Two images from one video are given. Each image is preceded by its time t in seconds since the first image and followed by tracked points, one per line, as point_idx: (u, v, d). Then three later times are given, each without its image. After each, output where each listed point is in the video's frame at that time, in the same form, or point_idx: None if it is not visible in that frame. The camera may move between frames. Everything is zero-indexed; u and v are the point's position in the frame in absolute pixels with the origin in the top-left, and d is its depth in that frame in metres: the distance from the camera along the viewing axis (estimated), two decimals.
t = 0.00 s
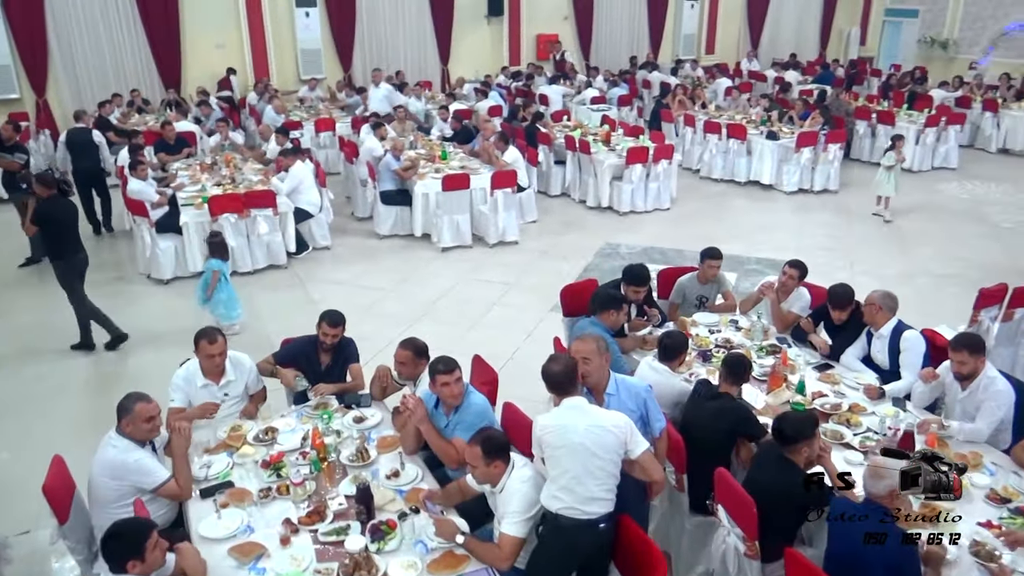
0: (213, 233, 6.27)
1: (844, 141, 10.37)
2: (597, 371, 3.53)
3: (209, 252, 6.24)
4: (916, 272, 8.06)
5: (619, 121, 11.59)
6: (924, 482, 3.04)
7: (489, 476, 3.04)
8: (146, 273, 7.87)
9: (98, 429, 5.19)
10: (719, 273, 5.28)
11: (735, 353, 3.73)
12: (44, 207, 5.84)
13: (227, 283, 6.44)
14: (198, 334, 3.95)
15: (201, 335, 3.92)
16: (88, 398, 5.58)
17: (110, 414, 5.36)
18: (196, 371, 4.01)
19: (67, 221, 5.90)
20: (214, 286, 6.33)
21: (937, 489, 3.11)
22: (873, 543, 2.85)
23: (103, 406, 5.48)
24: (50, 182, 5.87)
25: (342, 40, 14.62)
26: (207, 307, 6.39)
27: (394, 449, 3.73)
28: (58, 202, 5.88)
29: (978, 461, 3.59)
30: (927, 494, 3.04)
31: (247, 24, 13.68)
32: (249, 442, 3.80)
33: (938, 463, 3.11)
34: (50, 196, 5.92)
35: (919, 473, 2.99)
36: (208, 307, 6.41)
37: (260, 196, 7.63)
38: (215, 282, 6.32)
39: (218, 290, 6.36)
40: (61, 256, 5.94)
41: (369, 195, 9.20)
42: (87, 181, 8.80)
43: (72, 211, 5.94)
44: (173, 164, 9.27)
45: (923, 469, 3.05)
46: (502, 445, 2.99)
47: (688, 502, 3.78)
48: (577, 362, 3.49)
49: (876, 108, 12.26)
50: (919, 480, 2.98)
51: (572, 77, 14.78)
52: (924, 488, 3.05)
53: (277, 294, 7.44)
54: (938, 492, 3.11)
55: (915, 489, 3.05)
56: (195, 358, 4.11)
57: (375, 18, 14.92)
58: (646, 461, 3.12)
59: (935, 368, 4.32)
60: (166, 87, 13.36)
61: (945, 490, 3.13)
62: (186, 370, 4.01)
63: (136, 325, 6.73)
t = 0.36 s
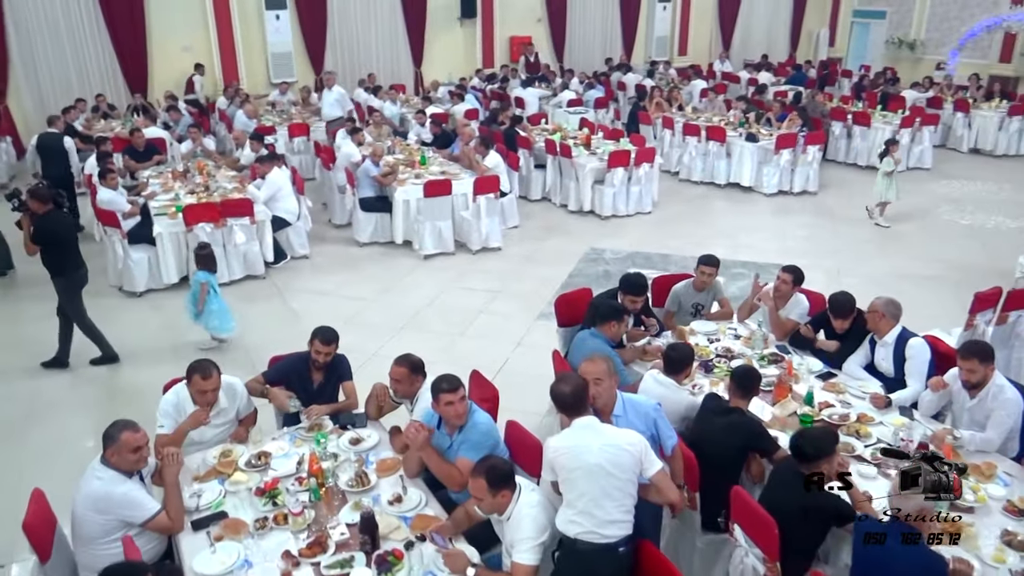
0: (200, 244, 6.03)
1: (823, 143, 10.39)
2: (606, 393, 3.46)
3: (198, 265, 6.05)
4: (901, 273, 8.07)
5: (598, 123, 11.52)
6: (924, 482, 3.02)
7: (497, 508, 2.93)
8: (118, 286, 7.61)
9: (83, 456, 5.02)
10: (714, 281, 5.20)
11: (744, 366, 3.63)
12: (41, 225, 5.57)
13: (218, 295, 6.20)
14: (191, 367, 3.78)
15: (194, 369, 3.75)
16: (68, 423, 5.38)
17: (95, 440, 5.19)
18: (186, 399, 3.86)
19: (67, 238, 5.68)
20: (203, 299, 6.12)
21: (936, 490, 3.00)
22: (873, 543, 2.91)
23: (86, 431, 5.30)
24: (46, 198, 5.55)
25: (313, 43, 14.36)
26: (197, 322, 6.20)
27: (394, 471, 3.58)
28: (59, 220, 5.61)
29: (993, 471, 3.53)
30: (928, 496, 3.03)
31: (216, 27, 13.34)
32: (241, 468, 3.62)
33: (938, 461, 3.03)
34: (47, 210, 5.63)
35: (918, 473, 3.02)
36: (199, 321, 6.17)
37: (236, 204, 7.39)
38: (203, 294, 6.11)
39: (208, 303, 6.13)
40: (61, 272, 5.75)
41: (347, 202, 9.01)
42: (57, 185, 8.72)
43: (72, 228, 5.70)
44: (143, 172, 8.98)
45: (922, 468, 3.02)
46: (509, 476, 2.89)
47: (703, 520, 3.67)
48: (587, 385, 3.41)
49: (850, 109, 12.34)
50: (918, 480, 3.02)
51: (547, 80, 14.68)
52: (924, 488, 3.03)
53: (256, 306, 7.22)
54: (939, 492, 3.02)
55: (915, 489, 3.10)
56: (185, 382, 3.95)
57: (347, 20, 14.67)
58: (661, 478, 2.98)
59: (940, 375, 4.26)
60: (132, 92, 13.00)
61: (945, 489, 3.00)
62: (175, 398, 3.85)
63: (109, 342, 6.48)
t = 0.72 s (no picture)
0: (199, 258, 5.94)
1: (801, 144, 10.41)
2: (624, 415, 3.42)
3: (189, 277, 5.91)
4: (885, 275, 8.08)
5: (576, 126, 11.43)
6: (924, 482, 3.13)
7: (508, 540, 2.81)
8: (88, 299, 7.33)
9: (56, 482, 4.78)
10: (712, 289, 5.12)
11: (754, 379, 3.54)
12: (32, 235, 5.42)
13: (207, 309, 6.04)
14: (178, 393, 3.61)
15: (184, 396, 3.58)
16: (40, 448, 5.13)
17: (68, 464, 4.96)
18: (173, 425, 3.69)
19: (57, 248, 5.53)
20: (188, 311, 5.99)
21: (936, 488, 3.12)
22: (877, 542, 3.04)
23: (60, 455, 5.07)
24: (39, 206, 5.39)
25: (283, 46, 14.08)
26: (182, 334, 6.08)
27: (396, 498, 3.42)
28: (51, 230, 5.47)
29: (1008, 482, 3.47)
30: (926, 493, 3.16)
31: (183, 29, 12.99)
32: (234, 498, 3.43)
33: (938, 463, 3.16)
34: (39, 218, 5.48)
35: (920, 473, 3.15)
36: (184, 334, 6.03)
37: (212, 214, 7.17)
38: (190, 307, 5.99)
39: (190, 316, 5.99)
40: (51, 282, 5.59)
41: (326, 209, 8.81)
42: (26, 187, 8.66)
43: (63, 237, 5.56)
44: (111, 181, 8.69)
45: (923, 469, 3.15)
46: (520, 508, 2.77)
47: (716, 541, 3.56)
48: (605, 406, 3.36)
49: (826, 110, 12.39)
50: (919, 481, 3.15)
51: (522, 82, 14.57)
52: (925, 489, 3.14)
53: (235, 318, 6.99)
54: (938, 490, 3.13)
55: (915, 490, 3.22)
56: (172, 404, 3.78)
57: (317, 22, 14.40)
58: (681, 505, 2.86)
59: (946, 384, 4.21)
60: (97, 98, 12.62)
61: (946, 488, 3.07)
62: (161, 424, 3.69)
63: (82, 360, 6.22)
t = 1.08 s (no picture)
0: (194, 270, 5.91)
1: (780, 146, 10.42)
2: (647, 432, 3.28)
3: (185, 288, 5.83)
4: (871, 276, 8.08)
5: (554, 130, 11.33)
6: (924, 482, 3.38)
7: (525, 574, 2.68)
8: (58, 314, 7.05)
9: (31, 510, 4.54)
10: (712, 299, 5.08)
11: (766, 394, 3.45)
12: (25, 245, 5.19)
13: (198, 323, 5.86)
14: (161, 417, 3.43)
15: (166, 421, 3.40)
16: (12, 474, 4.88)
17: (43, 491, 4.72)
18: (155, 453, 3.52)
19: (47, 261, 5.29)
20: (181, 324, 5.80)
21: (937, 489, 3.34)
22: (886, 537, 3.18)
23: (33, 481, 4.82)
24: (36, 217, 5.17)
25: (252, 48, 13.78)
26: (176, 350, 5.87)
27: (400, 526, 3.26)
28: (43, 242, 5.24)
29: None
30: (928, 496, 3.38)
31: (149, 33, 12.64)
32: (228, 531, 3.25)
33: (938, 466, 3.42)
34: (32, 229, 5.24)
35: (919, 473, 3.38)
36: (175, 347, 5.83)
37: (187, 225, 6.94)
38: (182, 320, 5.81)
39: (182, 329, 5.79)
40: (36, 295, 5.34)
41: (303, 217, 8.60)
42: None
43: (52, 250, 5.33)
44: (78, 190, 8.39)
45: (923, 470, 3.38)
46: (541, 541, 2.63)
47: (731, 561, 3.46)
48: (632, 422, 3.21)
49: (802, 111, 12.44)
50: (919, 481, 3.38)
51: (497, 84, 14.42)
52: (925, 489, 3.38)
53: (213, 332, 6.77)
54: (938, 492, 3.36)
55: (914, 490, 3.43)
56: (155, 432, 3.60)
57: (287, 24, 14.12)
58: (706, 543, 2.74)
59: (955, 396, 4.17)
60: (59, 103, 12.24)
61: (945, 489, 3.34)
62: (144, 454, 3.51)
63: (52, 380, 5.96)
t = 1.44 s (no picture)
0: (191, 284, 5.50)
1: (760, 148, 10.42)
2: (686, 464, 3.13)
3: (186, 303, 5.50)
4: (855, 277, 8.09)
5: (533, 133, 11.22)
6: (924, 482, 3.30)
7: None
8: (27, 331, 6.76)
9: (5, 541, 4.30)
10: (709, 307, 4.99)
11: (781, 410, 3.35)
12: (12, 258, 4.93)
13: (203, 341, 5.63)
14: (144, 446, 3.25)
15: (150, 450, 3.22)
16: None
17: (17, 521, 4.47)
18: (140, 485, 3.33)
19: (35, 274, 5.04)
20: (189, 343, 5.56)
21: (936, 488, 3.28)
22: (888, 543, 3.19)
23: (6, 510, 4.57)
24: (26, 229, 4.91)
25: (221, 51, 13.45)
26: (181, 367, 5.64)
27: (407, 557, 3.11)
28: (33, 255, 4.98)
29: None
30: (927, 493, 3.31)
31: (115, 35, 12.29)
32: (224, 568, 3.07)
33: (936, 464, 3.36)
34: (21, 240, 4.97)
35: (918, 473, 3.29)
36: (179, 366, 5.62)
37: (162, 237, 6.70)
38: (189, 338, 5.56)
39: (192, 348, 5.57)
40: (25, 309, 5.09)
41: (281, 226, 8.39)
42: None
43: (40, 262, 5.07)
44: (45, 201, 8.09)
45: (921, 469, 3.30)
46: None
47: None
48: (680, 455, 3.07)
49: (778, 113, 12.48)
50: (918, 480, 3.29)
51: (472, 86, 14.27)
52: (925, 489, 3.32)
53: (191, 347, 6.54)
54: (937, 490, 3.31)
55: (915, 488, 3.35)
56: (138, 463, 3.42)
57: (257, 26, 13.84)
58: None
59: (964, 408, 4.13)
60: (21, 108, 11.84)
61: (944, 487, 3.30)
62: (128, 488, 3.32)
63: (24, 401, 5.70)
